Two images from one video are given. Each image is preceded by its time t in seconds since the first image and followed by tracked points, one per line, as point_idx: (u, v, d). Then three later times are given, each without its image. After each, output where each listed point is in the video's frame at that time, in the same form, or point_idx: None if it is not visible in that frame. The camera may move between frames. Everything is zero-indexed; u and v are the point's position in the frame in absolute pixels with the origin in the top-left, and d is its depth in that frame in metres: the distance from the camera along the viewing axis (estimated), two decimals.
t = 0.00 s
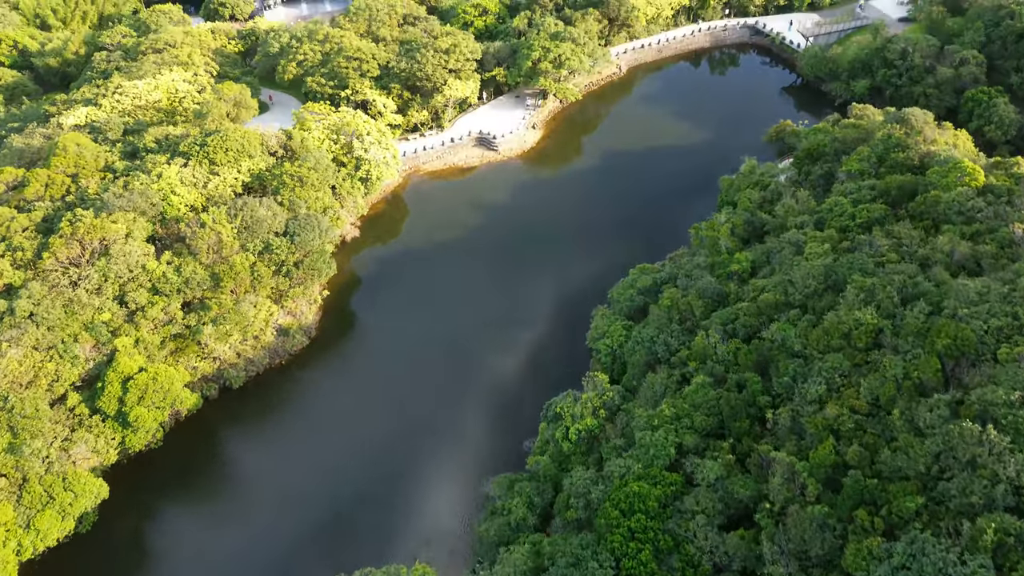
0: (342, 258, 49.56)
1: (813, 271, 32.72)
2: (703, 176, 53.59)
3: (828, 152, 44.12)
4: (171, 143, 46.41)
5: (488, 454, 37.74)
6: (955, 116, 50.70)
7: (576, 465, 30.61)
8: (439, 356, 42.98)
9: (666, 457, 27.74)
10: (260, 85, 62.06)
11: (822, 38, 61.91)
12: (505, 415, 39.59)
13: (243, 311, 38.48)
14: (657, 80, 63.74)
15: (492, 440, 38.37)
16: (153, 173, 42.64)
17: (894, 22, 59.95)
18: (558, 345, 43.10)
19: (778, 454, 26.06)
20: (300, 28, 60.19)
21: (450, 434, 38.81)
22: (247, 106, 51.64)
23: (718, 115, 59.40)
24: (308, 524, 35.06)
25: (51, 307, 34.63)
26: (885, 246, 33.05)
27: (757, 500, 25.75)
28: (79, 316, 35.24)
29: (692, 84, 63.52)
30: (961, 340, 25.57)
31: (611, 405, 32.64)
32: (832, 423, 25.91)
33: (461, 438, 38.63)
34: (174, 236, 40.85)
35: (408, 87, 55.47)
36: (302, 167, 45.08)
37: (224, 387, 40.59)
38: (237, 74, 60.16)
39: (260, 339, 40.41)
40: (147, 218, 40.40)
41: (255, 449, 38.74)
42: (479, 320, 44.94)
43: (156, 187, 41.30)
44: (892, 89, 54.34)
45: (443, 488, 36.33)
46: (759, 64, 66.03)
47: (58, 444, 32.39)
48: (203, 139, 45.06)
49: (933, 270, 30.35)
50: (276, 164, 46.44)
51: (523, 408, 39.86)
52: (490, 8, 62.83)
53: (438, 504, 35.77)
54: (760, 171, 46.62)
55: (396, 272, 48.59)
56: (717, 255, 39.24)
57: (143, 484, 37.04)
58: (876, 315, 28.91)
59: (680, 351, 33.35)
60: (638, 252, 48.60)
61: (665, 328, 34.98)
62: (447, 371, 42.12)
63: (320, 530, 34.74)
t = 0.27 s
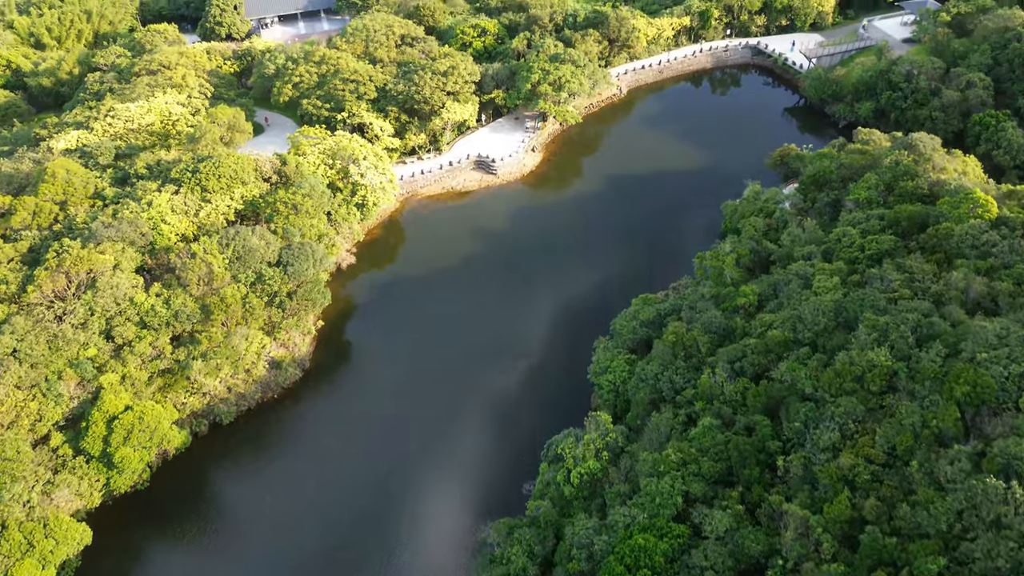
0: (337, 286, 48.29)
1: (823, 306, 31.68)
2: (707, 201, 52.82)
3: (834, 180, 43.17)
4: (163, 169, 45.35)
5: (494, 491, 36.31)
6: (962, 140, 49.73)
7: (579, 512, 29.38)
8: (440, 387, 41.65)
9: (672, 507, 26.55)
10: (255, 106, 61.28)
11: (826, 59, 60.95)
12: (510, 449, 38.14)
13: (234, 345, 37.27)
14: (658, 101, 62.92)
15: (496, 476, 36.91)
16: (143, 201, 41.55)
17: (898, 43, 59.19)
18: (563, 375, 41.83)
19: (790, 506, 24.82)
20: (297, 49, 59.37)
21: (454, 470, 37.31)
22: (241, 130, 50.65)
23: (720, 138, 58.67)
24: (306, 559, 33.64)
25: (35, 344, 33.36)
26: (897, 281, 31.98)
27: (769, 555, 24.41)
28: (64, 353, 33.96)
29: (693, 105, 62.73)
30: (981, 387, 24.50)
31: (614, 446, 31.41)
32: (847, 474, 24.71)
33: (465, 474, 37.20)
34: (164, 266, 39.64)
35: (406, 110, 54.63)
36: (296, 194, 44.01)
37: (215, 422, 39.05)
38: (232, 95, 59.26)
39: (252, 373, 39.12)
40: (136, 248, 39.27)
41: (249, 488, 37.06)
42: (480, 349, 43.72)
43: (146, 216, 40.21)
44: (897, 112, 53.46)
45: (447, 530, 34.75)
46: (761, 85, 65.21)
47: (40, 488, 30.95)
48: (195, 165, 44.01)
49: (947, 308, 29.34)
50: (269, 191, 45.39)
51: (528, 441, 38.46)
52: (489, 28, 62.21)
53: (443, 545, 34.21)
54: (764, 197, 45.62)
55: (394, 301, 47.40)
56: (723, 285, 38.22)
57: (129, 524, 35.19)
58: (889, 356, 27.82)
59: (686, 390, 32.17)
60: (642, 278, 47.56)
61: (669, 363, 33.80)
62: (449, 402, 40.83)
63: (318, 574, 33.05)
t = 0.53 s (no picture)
0: (331, 317, 47.01)
1: (834, 345, 30.56)
2: (711, 225, 51.85)
3: (841, 209, 42.25)
4: (154, 196, 44.29)
5: (498, 531, 34.95)
6: (969, 165, 48.74)
7: (583, 564, 28.07)
8: (439, 412, 40.77)
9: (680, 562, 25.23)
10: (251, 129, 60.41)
11: (829, 81, 59.85)
12: (515, 485, 36.86)
13: (223, 382, 36.03)
14: (658, 122, 62.13)
15: (500, 505, 36.02)
16: (132, 230, 40.48)
17: (902, 65, 58.38)
18: (565, 398, 41.02)
19: (804, 563, 23.46)
20: (293, 70, 58.55)
21: (456, 508, 35.95)
22: (236, 154, 49.57)
23: (722, 160, 57.86)
24: None
25: (17, 383, 31.97)
26: (910, 319, 30.85)
27: None
28: (47, 392, 32.64)
29: (694, 127, 61.96)
30: (1004, 437, 23.31)
31: (618, 491, 30.17)
32: (864, 530, 23.38)
33: (467, 513, 35.85)
34: (154, 299, 38.53)
35: (404, 134, 53.72)
36: (291, 223, 42.91)
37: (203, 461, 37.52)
38: (227, 118, 58.36)
39: (243, 409, 37.82)
40: (125, 281, 38.14)
41: (242, 531, 35.53)
42: (481, 380, 42.43)
43: (135, 246, 39.17)
44: (903, 135, 52.54)
45: (451, 573, 33.41)
46: (763, 106, 64.36)
47: (20, 536, 29.56)
48: (186, 193, 42.94)
49: (964, 348, 28.20)
50: (263, 219, 44.28)
51: (532, 478, 37.15)
52: (487, 49, 61.49)
53: None
54: (769, 224, 44.59)
55: (390, 331, 46.12)
56: (729, 319, 37.15)
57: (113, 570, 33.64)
58: (906, 401, 26.62)
59: (692, 432, 30.94)
60: (646, 305, 46.45)
61: (675, 402, 32.60)
62: (449, 436, 39.47)
63: None
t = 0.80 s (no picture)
0: (324, 348, 45.69)
1: (846, 387, 29.35)
2: (715, 250, 50.91)
3: (848, 239, 41.17)
4: (144, 225, 43.15)
5: (501, 573, 33.57)
6: (978, 191, 47.69)
7: None
8: (437, 430, 40.36)
9: None
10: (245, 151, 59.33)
11: (833, 104, 59.41)
12: (515, 502, 36.55)
13: (212, 421, 34.62)
14: (658, 146, 61.21)
15: (502, 523, 35.63)
16: (121, 261, 39.37)
17: (907, 87, 57.51)
18: (564, 415, 40.74)
19: None
20: (289, 93, 57.63)
21: (457, 527, 35.52)
22: (229, 181, 48.64)
23: (724, 185, 56.92)
24: None
25: None
26: (925, 360, 29.66)
27: None
28: (27, 435, 30.98)
29: (695, 149, 61.04)
30: None
31: (622, 541, 28.97)
32: None
33: (469, 554, 34.48)
34: (141, 333, 37.09)
35: (401, 159, 52.77)
36: (284, 253, 41.72)
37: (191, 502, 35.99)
38: (221, 141, 57.38)
39: (233, 448, 36.47)
40: (112, 315, 36.96)
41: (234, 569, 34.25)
42: (481, 412, 41.19)
43: (123, 278, 38.04)
44: (909, 160, 51.58)
45: None
46: (765, 129, 63.49)
47: None
48: (177, 222, 41.81)
49: (983, 393, 26.96)
50: (256, 248, 43.10)
51: (535, 517, 35.81)
52: (486, 71, 60.67)
53: None
54: (775, 253, 43.51)
55: (386, 362, 44.85)
56: (735, 354, 36.03)
57: None
58: (924, 451, 25.36)
59: (699, 478, 29.65)
60: (651, 334, 45.34)
61: (680, 445, 31.33)
62: (449, 473, 38.09)
63: None
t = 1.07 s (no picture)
0: (318, 381, 44.30)
1: (860, 432, 28.10)
2: (720, 276, 49.83)
3: (857, 270, 40.06)
4: (133, 255, 42.03)
5: None
6: (987, 218, 46.63)
7: None
8: (433, 452, 39.68)
9: None
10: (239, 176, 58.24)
11: (837, 127, 58.48)
12: (515, 524, 35.81)
13: (200, 463, 33.11)
14: (659, 169, 60.34)
15: (502, 546, 34.85)
16: (108, 295, 38.31)
17: (912, 111, 56.62)
18: (563, 435, 40.16)
19: None
20: (284, 117, 56.72)
21: (456, 551, 34.70)
22: (223, 209, 47.75)
23: (727, 209, 55.93)
24: None
25: None
26: (941, 404, 28.44)
27: None
28: (7, 479, 29.68)
29: (696, 173, 60.09)
30: None
31: None
32: None
33: None
34: (127, 371, 35.97)
35: (398, 185, 51.77)
36: (277, 284, 40.50)
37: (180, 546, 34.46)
38: (216, 165, 56.37)
39: (221, 490, 35.06)
40: (98, 351, 35.83)
41: None
42: (482, 446, 39.84)
43: (110, 313, 37.01)
44: (915, 186, 50.58)
45: None
46: (768, 152, 62.57)
47: None
48: (167, 253, 40.68)
49: (1004, 440, 25.67)
50: (248, 279, 41.91)
51: (539, 550, 34.60)
52: (485, 94, 59.80)
53: None
54: (781, 284, 42.34)
55: (382, 391, 43.73)
56: (743, 393, 34.85)
57: None
58: (944, 505, 24.08)
59: (707, 527, 28.28)
60: (657, 364, 44.11)
61: (687, 492, 30.02)
62: (450, 511, 36.62)
63: None
